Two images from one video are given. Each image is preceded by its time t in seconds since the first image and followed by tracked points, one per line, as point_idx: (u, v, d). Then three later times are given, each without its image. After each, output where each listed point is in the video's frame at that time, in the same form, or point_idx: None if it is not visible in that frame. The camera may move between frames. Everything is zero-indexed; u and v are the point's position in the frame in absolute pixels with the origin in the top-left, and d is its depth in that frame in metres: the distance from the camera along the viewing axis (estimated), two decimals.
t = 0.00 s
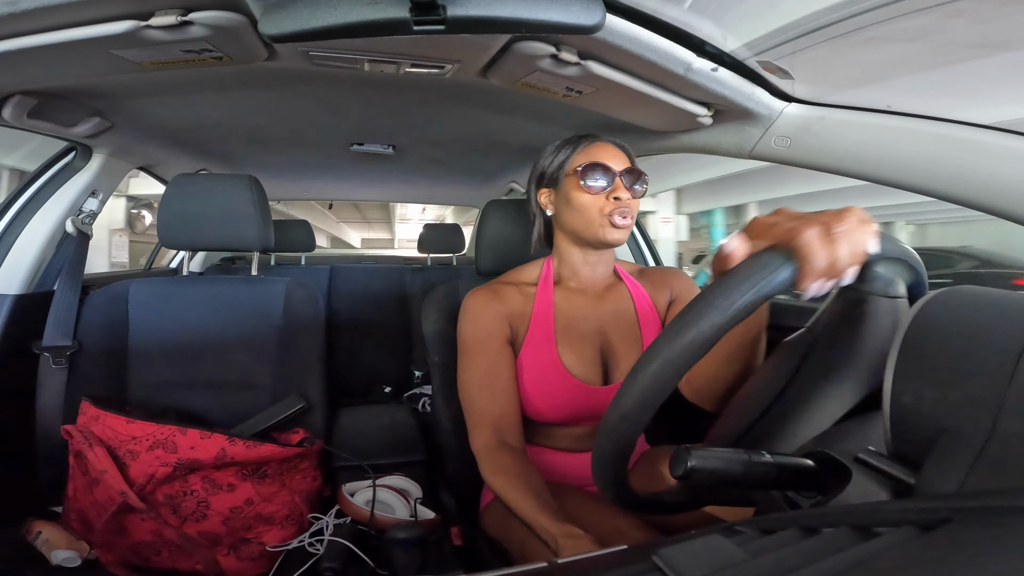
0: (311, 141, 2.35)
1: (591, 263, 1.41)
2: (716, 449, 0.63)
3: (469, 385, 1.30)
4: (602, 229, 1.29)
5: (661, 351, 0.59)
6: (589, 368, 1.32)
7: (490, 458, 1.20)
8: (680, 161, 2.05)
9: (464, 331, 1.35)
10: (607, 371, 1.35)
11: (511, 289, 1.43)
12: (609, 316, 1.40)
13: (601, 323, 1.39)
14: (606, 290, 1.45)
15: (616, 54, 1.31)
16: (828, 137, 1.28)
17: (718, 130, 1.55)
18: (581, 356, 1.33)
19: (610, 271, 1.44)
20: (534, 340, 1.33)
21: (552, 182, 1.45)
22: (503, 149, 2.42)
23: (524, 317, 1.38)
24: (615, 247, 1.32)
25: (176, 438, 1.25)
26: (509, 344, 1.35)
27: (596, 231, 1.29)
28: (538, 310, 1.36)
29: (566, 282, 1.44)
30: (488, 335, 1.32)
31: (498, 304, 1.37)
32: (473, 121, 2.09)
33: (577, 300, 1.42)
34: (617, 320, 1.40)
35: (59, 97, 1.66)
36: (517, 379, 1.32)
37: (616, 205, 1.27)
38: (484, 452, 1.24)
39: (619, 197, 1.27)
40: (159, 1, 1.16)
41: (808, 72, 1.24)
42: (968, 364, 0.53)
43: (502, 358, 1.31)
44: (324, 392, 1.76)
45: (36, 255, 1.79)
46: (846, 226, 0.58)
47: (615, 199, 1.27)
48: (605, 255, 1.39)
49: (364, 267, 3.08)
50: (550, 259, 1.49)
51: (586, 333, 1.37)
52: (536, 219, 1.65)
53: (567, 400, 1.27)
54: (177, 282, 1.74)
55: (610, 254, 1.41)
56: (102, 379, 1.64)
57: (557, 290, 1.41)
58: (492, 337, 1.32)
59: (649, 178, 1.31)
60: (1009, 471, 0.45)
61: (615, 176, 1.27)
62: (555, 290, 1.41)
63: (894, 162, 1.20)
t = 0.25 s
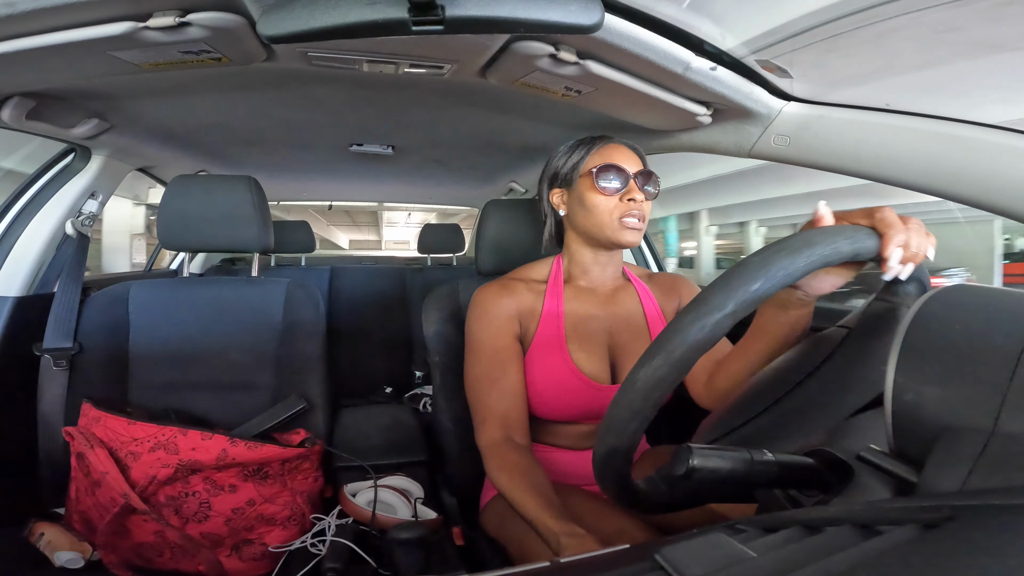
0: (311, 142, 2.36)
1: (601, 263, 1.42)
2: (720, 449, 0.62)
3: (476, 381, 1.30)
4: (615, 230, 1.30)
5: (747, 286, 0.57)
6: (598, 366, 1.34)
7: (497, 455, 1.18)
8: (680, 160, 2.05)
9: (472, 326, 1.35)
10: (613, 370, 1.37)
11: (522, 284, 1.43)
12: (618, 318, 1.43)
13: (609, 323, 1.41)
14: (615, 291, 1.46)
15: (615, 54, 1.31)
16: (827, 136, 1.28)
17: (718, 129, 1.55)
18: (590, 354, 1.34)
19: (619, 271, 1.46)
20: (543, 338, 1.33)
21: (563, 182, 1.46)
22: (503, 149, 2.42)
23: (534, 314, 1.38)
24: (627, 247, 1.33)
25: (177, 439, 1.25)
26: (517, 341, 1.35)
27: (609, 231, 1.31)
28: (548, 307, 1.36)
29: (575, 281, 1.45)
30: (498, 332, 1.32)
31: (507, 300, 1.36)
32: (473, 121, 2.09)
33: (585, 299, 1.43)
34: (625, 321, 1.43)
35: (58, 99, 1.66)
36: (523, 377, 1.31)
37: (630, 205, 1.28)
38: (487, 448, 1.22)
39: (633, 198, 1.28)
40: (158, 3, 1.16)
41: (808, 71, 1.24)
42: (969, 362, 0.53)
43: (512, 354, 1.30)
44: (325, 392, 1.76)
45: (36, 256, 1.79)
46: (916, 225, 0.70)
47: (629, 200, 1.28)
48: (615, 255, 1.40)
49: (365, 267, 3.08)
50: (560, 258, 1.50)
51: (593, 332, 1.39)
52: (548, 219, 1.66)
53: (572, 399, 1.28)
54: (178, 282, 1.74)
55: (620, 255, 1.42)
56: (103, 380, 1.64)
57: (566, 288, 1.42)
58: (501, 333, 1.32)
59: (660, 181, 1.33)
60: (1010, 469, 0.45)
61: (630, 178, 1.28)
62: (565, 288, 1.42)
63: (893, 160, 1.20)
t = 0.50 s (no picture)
0: (311, 141, 2.35)
1: (600, 263, 1.42)
2: (718, 449, 0.62)
3: (476, 380, 1.30)
4: (615, 229, 1.31)
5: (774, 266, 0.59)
6: (598, 366, 1.34)
7: (498, 453, 1.17)
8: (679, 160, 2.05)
9: (473, 326, 1.35)
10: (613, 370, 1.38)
11: (522, 283, 1.43)
12: (618, 318, 1.43)
13: (609, 322, 1.42)
14: (614, 291, 1.46)
15: (615, 54, 1.31)
16: (828, 137, 1.28)
17: (718, 129, 1.55)
18: (589, 355, 1.35)
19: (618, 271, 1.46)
20: (542, 337, 1.33)
21: (563, 181, 1.46)
22: (503, 148, 2.42)
23: (534, 313, 1.38)
24: (626, 247, 1.34)
25: (176, 438, 1.25)
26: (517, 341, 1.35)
27: (608, 230, 1.31)
28: (548, 306, 1.36)
29: (575, 281, 1.44)
30: (498, 331, 1.32)
31: (508, 299, 1.36)
32: (472, 121, 2.09)
33: (585, 299, 1.43)
34: (625, 321, 1.43)
35: (58, 97, 1.66)
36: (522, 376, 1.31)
37: (629, 205, 1.29)
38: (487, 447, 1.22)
39: (633, 198, 1.29)
40: (157, 1, 1.16)
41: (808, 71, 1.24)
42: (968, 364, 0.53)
43: (512, 353, 1.30)
44: (324, 392, 1.76)
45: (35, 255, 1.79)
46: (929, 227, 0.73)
47: (628, 200, 1.29)
48: (614, 255, 1.40)
49: (364, 266, 3.08)
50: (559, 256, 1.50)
51: (592, 332, 1.39)
52: (546, 218, 1.66)
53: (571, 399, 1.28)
54: (178, 281, 1.74)
55: (619, 255, 1.42)
56: (102, 379, 1.64)
57: (566, 287, 1.42)
58: (501, 333, 1.32)
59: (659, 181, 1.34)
60: (1010, 470, 0.45)
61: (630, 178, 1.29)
62: (565, 288, 1.42)
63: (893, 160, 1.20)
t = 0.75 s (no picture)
0: (311, 141, 2.36)
1: (606, 262, 1.42)
2: (720, 448, 0.62)
3: (479, 379, 1.30)
4: (621, 229, 1.31)
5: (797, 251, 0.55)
6: (602, 364, 1.36)
7: (501, 450, 1.17)
8: (679, 159, 2.05)
9: (477, 324, 1.35)
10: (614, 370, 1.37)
11: (527, 281, 1.43)
12: (620, 317, 1.43)
13: (612, 320, 1.42)
14: (619, 290, 1.46)
15: (615, 53, 1.31)
16: (828, 136, 1.28)
17: (718, 128, 1.55)
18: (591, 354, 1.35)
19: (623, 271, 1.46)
20: (546, 334, 1.34)
21: (570, 180, 1.46)
22: (503, 148, 2.42)
23: (539, 310, 1.39)
24: (632, 247, 1.34)
25: (177, 438, 1.25)
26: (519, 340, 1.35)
27: (614, 229, 1.31)
28: (553, 303, 1.37)
29: (580, 279, 1.45)
30: (503, 327, 1.32)
31: (511, 298, 1.37)
32: (472, 120, 2.09)
33: (588, 298, 1.43)
34: (627, 320, 1.43)
35: (57, 96, 1.66)
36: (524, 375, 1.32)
37: (635, 205, 1.29)
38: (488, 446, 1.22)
39: (639, 198, 1.28)
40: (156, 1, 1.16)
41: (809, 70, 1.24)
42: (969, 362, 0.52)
43: (517, 349, 1.30)
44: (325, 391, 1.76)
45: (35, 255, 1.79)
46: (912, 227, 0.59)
47: (635, 200, 1.28)
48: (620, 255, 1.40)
49: (364, 266, 3.08)
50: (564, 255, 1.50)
51: (594, 331, 1.39)
52: (553, 216, 1.67)
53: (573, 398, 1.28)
54: (179, 281, 1.74)
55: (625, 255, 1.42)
56: (102, 379, 1.64)
57: (570, 284, 1.43)
58: (504, 332, 1.32)
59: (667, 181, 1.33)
60: (1011, 468, 0.45)
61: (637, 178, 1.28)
62: (568, 287, 1.42)
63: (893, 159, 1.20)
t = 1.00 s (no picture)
0: (311, 140, 2.36)
1: (604, 260, 1.41)
2: (719, 448, 0.62)
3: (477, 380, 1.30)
4: (620, 226, 1.31)
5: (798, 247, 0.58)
6: (597, 362, 1.34)
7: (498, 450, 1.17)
8: (679, 158, 2.05)
9: (475, 323, 1.35)
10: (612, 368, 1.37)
11: (524, 280, 1.43)
12: (619, 317, 1.42)
13: (610, 319, 1.41)
14: (616, 289, 1.46)
15: (614, 52, 1.30)
16: (828, 136, 1.28)
17: (718, 128, 1.55)
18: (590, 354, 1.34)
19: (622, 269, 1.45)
20: (543, 332, 1.33)
21: (569, 178, 1.46)
22: (503, 148, 2.42)
23: (535, 307, 1.38)
24: (631, 245, 1.34)
25: (176, 437, 1.25)
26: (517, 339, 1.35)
27: (614, 226, 1.31)
28: (550, 301, 1.37)
29: (577, 278, 1.44)
30: (500, 325, 1.32)
31: (509, 297, 1.36)
32: (472, 120, 2.09)
33: (587, 297, 1.43)
34: (625, 319, 1.42)
35: (57, 96, 1.66)
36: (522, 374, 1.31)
37: (635, 202, 1.29)
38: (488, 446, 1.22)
39: (639, 195, 1.28)
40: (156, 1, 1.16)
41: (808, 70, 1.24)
42: (969, 360, 0.52)
43: (514, 348, 1.30)
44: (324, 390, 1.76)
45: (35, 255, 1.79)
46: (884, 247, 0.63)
47: (636, 197, 1.28)
48: (619, 253, 1.40)
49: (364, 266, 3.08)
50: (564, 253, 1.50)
51: (592, 330, 1.39)
52: (554, 214, 1.66)
53: (572, 398, 1.28)
54: (178, 280, 1.74)
55: (624, 253, 1.41)
56: (102, 378, 1.64)
57: (567, 283, 1.42)
58: (502, 331, 1.32)
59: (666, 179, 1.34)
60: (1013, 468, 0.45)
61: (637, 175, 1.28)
62: (566, 286, 1.42)
63: (894, 159, 1.20)
